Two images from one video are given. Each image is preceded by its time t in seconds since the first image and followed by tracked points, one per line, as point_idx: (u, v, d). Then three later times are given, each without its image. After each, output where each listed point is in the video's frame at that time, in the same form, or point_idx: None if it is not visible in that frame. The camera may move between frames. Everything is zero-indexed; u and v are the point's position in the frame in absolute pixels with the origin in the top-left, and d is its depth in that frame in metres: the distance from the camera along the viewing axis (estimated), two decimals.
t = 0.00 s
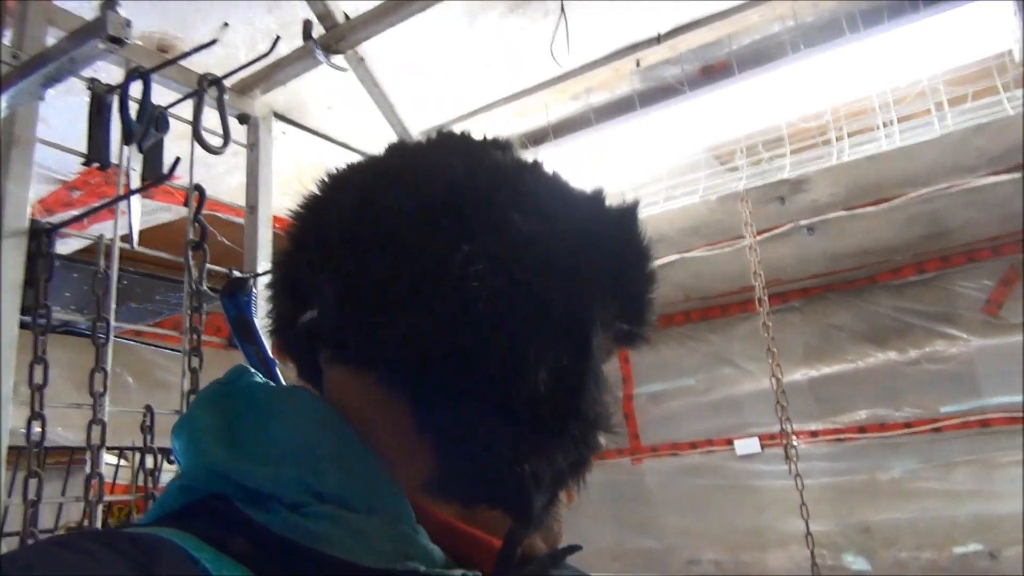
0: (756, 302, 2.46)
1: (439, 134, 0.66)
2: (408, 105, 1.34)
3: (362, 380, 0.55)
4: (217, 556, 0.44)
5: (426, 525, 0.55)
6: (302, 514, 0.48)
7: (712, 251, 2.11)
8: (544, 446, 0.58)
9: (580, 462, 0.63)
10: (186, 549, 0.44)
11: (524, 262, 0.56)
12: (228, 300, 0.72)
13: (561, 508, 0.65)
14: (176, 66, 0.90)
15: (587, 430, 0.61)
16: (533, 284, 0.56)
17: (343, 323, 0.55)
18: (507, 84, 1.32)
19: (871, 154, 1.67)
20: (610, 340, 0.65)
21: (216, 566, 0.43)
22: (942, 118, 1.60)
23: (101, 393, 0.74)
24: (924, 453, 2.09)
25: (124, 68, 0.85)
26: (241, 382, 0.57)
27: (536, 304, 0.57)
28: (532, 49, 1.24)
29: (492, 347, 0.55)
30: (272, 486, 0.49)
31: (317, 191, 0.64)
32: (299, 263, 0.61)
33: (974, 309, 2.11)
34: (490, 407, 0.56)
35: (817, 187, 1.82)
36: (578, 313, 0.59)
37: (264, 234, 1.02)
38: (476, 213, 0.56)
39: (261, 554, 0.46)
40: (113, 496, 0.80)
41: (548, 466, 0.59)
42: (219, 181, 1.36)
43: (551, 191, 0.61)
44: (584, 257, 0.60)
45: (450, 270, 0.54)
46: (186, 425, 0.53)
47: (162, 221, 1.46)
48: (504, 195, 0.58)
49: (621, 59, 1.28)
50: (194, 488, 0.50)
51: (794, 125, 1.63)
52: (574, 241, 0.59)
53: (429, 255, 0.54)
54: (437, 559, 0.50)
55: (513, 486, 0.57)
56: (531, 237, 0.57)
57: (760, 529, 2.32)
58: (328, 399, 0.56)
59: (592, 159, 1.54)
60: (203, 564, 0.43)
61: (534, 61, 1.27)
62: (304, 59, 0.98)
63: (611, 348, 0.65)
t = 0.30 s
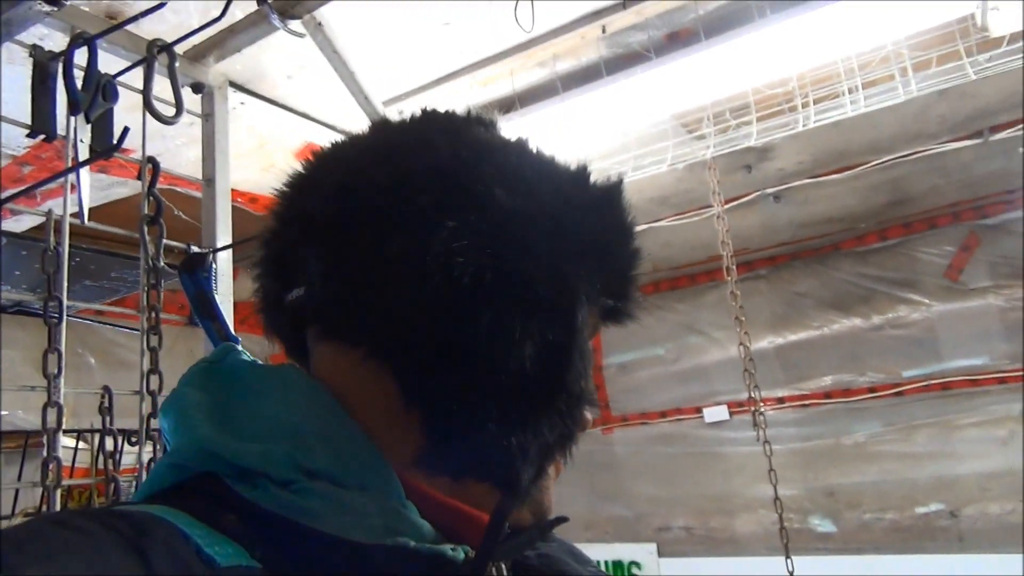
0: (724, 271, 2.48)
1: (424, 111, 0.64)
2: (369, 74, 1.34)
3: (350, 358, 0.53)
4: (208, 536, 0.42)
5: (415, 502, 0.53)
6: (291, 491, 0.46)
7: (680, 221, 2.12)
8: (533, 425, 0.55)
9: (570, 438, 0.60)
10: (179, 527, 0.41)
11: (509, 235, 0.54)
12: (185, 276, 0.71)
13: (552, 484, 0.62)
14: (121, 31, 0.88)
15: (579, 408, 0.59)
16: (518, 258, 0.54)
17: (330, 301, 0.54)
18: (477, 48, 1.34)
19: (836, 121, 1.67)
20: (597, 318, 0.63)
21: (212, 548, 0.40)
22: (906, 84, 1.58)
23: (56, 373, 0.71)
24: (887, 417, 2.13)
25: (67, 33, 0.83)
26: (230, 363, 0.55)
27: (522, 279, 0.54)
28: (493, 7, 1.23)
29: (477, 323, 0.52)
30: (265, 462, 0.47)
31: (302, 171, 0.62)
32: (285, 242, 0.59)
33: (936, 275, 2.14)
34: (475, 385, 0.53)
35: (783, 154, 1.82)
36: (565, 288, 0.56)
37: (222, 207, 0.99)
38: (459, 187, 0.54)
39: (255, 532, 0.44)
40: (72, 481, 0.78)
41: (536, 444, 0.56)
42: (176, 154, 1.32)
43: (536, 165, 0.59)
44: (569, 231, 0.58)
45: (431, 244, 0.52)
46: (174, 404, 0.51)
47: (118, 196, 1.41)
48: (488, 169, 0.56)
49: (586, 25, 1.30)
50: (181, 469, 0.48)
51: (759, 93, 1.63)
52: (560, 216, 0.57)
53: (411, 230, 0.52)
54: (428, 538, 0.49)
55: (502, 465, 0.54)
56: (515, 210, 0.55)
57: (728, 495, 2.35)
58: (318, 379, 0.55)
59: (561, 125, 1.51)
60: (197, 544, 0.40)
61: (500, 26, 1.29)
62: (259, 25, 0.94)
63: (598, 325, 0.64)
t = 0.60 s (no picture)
0: (699, 265, 2.49)
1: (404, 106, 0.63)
2: (343, 70, 1.34)
3: (335, 356, 0.53)
4: (199, 534, 0.42)
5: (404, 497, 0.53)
6: (283, 489, 0.46)
7: (655, 216, 2.13)
8: (519, 417, 0.55)
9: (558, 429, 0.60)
10: (168, 525, 0.41)
11: (490, 228, 0.53)
12: (157, 274, 0.69)
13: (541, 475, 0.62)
14: (89, 25, 0.86)
15: (566, 399, 0.59)
16: (500, 250, 0.53)
17: (312, 299, 0.53)
18: (448, 44, 1.34)
19: (809, 116, 1.68)
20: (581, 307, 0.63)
21: (202, 547, 0.41)
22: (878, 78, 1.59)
23: (24, 375, 0.69)
24: (861, 408, 2.16)
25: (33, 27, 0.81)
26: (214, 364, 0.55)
27: (504, 271, 0.53)
28: (471, 8, 1.24)
29: (460, 317, 0.52)
30: (254, 461, 0.46)
31: (281, 170, 0.61)
32: (266, 242, 0.59)
33: (907, 268, 2.16)
34: (459, 379, 0.52)
35: (757, 149, 1.83)
36: (548, 279, 0.55)
37: (194, 203, 0.97)
38: (438, 181, 0.53)
39: (248, 531, 0.45)
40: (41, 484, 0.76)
41: (523, 436, 0.55)
42: (147, 151, 1.29)
43: (516, 158, 0.59)
44: (552, 221, 0.57)
45: (411, 240, 0.51)
46: (162, 403, 0.51)
47: (87, 194, 1.38)
48: (467, 162, 0.55)
49: (561, 19, 1.30)
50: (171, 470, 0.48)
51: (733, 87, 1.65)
52: (541, 207, 0.57)
53: (390, 226, 0.52)
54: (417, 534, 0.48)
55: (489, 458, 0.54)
56: (496, 203, 0.54)
57: (706, 488, 2.36)
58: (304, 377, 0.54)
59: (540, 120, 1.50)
60: (186, 542, 0.41)
61: (475, 23, 1.28)
62: (231, 18, 0.92)
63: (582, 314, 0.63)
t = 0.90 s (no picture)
0: (688, 266, 2.49)
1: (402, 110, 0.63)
2: (337, 69, 1.32)
3: (338, 361, 0.52)
4: (206, 539, 0.42)
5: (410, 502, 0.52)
6: (287, 494, 0.46)
7: (645, 217, 2.13)
8: (524, 421, 0.54)
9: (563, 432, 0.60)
10: (175, 531, 0.41)
11: (491, 230, 0.53)
12: (149, 276, 0.69)
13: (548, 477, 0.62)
14: (78, 23, 0.85)
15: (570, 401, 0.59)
16: (501, 252, 0.53)
17: (314, 305, 0.53)
18: (440, 44, 1.33)
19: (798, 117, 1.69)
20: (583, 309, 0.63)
21: (208, 552, 0.41)
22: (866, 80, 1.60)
23: (13, 379, 0.68)
24: (849, 408, 2.17)
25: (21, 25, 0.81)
26: (217, 371, 0.55)
27: (506, 273, 0.53)
28: (463, 8, 1.24)
29: (464, 320, 0.51)
30: (258, 466, 0.46)
31: (281, 176, 0.61)
32: (267, 249, 0.58)
33: (894, 268, 2.18)
34: (463, 383, 0.52)
35: (746, 150, 1.84)
36: (550, 280, 0.55)
37: (185, 204, 0.97)
38: (439, 184, 0.53)
39: (251, 536, 0.44)
40: (30, 489, 0.75)
41: (528, 440, 0.55)
42: (134, 150, 1.28)
43: (516, 160, 0.59)
44: (552, 222, 0.57)
45: (413, 244, 0.51)
46: (167, 410, 0.51)
47: (74, 193, 1.37)
48: (467, 165, 0.55)
49: (552, 20, 1.31)
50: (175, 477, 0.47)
51: (723, 88, 1.68)
52: (542, 209, 0.57)
53: (391, 230, 0.51)
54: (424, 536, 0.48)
55: (495, 462, 0.53)
56: (496, 205, 0.54)
57: (695, 488, 2.36)
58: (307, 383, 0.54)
59: (531, 120, 1.50)
60: (193, 547, 0.41)
61: (467, 22, 1.28)
62: (221, 16, 0.91)
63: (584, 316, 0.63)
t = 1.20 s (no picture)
0: (681, 267, 2.50)
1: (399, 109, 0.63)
2: (332, 67, 1.32)
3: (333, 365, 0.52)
4: (204, 541, 0.43)
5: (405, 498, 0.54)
6: (285, 495, 0.47)
7: (638, 218, 2.13)
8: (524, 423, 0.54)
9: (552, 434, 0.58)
10: (173, 533, 0.43)
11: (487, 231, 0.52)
12: (142, 275, 0.68)
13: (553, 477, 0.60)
14: (72, 20, 0.85)
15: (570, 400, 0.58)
16: (480, 250, 0.51)
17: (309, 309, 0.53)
18: (435, 44, 1.33)
19: (791, 120, 1.69)
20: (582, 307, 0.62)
21: (207, 552, 0.42)
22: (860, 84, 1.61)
23: (5, 377, 0.67)
24: (840, 410, 2.18)
25: (15, 22, 0.81)
26: (215, 371, 0.55)
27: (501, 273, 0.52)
28: (460, 8, 1.24)
29: (460, 323, 0.51)
30: (257, 468, 0.47)
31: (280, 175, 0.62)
32: (264, 252, 0.58)
33: (885, 271, 2.19)
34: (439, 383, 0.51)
35: (739, 152, 1.84)
36: (532, 279, 0.53)
37: (179, 203, 0.96)
38: (419, 183, 0.52)
39: (249, 538, 0.45)
40: (22, 488, 0.74)
41: (510, 445, 0.53)
42: (127, 148, 1.27)
43: (504, 155, 0.57)
44: (540, 220, 0.56)
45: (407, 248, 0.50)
46: (165, 410, 0.52)
47: (65, 190, 1.36)
48: (450, 162, 0.54)
49: (548, 21, 1.31)
50: (175, 477, 0.49)
51: (718, 91, 1.69)
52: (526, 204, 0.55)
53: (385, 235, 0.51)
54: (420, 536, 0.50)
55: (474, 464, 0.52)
56: (477, 202, 0.53)
57: (685, 489, 2.37)
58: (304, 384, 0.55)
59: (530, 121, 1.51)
60: (190, 548, 0.42)
61: (463, 22, 1.28)
62: (218, 14, 0.92)
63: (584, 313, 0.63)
